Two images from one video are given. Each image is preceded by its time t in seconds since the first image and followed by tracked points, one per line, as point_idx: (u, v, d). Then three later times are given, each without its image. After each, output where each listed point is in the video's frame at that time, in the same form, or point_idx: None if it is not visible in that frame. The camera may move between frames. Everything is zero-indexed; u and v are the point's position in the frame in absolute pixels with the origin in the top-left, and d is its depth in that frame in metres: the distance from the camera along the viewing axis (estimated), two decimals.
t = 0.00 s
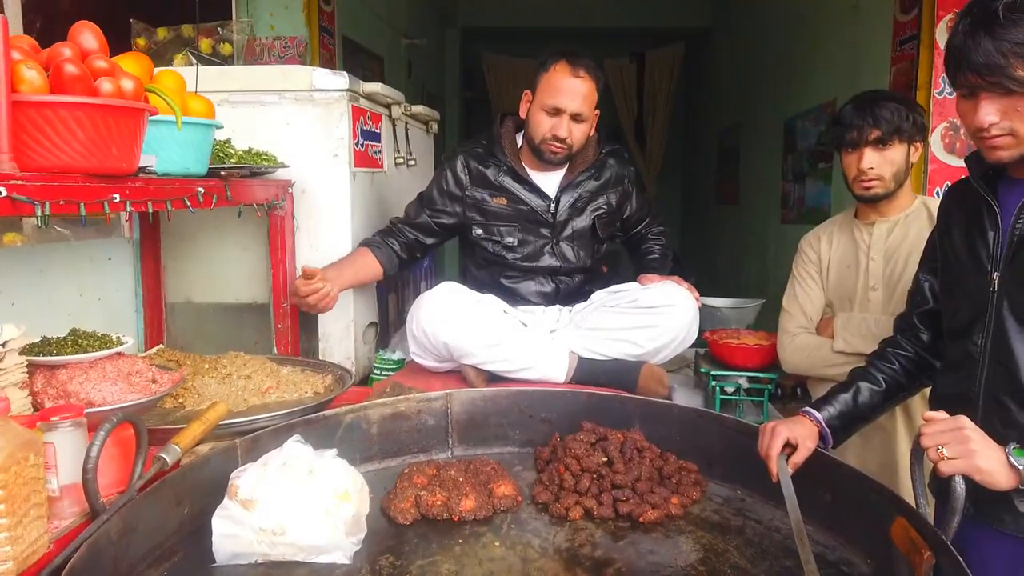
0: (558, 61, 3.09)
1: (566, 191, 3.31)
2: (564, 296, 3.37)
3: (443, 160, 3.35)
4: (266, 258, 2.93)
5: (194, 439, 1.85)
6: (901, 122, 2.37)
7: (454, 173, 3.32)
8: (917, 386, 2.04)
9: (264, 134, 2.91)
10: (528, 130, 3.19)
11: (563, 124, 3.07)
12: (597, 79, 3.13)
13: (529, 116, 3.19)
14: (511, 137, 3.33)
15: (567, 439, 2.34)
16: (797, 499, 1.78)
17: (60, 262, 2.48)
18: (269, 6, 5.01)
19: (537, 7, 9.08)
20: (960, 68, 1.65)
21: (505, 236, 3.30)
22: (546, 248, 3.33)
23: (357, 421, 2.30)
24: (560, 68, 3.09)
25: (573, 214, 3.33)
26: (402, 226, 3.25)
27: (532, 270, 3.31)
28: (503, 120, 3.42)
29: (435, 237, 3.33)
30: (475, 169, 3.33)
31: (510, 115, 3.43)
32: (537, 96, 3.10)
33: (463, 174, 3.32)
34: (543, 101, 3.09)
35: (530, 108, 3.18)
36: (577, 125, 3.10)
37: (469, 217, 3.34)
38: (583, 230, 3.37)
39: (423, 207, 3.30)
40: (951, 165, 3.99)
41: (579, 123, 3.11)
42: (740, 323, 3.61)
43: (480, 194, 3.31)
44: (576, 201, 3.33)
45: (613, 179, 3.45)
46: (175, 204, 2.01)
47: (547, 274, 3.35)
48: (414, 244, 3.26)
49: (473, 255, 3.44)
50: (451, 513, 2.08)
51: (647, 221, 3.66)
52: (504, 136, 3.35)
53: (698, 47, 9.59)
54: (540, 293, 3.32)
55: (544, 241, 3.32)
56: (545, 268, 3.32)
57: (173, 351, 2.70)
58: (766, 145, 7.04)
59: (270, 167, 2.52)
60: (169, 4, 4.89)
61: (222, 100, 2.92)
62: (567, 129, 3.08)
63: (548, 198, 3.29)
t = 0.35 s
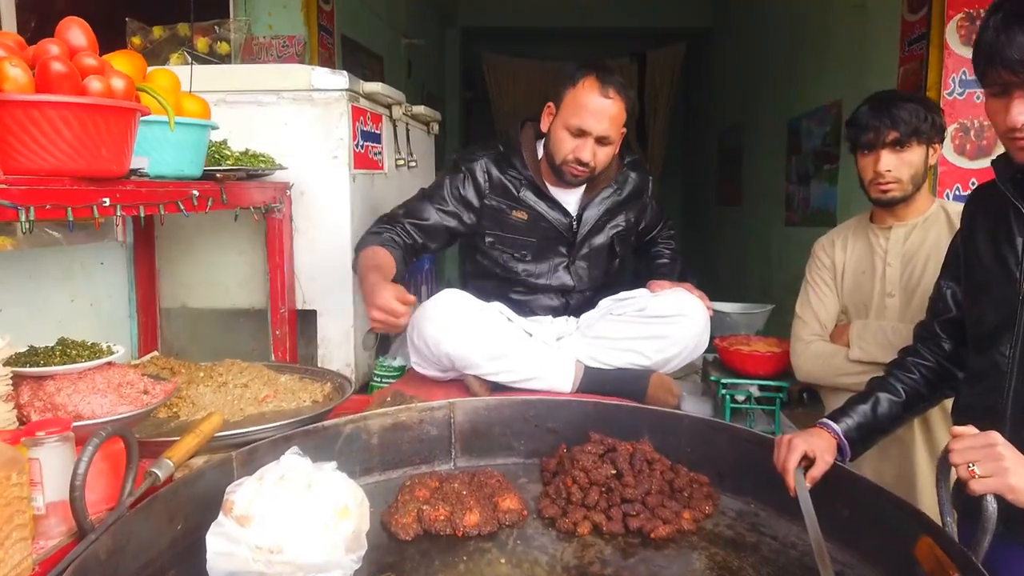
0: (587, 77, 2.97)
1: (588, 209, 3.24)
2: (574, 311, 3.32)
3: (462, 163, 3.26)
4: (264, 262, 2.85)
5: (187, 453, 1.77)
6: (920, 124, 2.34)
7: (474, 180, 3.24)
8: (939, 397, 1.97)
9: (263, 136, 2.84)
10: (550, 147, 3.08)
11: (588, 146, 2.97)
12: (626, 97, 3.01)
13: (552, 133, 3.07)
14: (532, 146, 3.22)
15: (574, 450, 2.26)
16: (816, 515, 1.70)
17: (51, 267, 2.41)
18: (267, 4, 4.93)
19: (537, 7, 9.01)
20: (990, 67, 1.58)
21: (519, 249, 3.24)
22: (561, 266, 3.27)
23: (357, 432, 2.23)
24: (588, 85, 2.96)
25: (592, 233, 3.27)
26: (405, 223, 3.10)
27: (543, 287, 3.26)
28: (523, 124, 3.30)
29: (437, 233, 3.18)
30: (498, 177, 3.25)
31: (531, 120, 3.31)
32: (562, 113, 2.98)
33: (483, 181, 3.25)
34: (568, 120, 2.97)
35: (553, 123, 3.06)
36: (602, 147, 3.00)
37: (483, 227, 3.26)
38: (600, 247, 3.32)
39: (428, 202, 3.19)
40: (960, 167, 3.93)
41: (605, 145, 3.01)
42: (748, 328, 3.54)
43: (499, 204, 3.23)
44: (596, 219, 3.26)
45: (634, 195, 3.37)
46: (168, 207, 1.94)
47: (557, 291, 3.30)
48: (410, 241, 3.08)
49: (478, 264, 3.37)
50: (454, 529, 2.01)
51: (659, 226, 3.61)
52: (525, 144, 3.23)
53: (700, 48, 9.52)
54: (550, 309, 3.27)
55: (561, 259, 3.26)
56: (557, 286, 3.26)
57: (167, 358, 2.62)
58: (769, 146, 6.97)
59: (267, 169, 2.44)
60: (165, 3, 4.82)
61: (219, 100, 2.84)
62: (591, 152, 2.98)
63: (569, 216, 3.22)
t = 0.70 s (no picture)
0: (617, 87, 2.53)
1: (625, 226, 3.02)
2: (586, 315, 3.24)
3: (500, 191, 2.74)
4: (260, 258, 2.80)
5: (179, 452, 1.72)
6: (933, 114, 2.30)
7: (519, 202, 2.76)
8: (953, 393, 1.91)
9: (259, 128, 2.78)
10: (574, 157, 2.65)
11: (616, 163, 2.55)
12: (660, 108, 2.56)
13: (575, 145, 2.66)
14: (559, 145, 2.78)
15: (578, 449, 2.21)
16: (829, 515, 1.65)
17: (41, 261, 2.35)
18: None
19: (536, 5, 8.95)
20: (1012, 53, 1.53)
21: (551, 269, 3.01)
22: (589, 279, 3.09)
23: (355, 430, 2.17)
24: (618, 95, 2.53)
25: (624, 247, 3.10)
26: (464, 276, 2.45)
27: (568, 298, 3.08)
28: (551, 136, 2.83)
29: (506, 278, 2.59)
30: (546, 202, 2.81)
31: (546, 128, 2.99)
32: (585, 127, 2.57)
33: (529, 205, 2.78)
34: (592, 133, 2.55)
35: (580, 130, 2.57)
36: (631, 165, 2.59)
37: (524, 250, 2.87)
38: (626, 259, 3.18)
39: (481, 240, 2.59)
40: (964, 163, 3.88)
41: (634, 162, 2.59)
42: (753, 325, 3.49)
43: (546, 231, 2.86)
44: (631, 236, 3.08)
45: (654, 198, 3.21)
46: (160, 198, 1.88)
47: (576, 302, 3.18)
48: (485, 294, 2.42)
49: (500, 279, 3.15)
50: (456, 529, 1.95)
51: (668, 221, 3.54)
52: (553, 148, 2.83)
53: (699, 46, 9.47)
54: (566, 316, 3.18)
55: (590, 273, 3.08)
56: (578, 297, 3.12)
57: (161, 356, 2.57)
58: (770, 144, 6.92)
59: (263, 161, 2.39)
60: None
61: (215, 92, 2.78)
62: (619, 170, 2.57)
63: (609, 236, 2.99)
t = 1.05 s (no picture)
0: (591, 50, 2.86)
1: (595, 194, 3.11)
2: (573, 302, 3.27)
3: (458, 149, 3.10)
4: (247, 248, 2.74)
5: (160, 441, 1.66)
6: (932, 98, 2.31)
7: (471, 164, 3.10)
8: (953, 380, 1.89)
9: (245, 114, 2.73)
10: (556, 127, 2.97)
11: (597, 121, 2.86)
12: (633, 71, 2.91)
13: (557, 110, 2.97)
14: (537, 130, 3.10)
15: (572, 439, 2.16)
16: (829, 504, 1.61)
17: (21, 250, 2.29)
18: None
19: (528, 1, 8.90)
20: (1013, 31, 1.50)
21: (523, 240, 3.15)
22: (566, 256, 3.19)
23: (343, 420, 2.12)
24: (593, 58, 2.87)
25: (599, 220, 3.17)
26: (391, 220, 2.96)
27: (543, 278, 3.19)
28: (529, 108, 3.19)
29: (427, 224, 3.04)
30: (502, 163, 3.10)
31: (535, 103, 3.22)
32: (565, 93, 2.91)
33: (481, 167, 3.10)
34: (573, 96, 2.87)
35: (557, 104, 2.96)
36: (612, 123, 2.90)
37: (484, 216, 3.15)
38: (607, 235, 3.22)
39: (423, 193, 3.04)
40: (958, 156, 3.86)
41: (614, 121, 2.91)
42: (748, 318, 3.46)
43: (498, 191, 3.10)
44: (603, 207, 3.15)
45: (640, 180, 3.22)
46: (141, 181, 1.83)
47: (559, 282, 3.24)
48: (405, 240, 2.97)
49: (477, 251, 3.29)
50: (446, 521, 1.91)
51: (663, 211, 3.51)
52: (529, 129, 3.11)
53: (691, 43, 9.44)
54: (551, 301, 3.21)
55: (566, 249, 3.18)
56: (559, 275, 3.20)
57: (144, 346, 2.51)
58: (763, 141, 6.90)
59: (249, 147, 2.33)
60: None
61: (200, 78, 2.73)
62: (600, 127, 2.87)
63: (576, 203, 3.11)
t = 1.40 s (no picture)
0: (554, 4, 2.88)
1: (567, 153, 3.05)
2: (560, 270, 3.14)
3: (432, 123, 3.06)
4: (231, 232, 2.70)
5: (135, 426, 1.60)
6: (934, 74, 2.26)
7: (444, 133, 3.03)
8: (954, 361, 1.85)
9: (227, 93, 2.67)
10: (525, 83, 2.95)
11: (565, 70, 2.85)
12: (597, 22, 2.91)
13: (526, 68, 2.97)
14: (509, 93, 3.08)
15: (563, 424, 2.12)
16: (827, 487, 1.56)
17: None
18: None
19: None
20: None
21: (502, 203, 3.04)
22: (546, 217, 3.07)
23: (329, 405, 2.07)
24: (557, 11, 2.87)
25: (576, 179, 3.08)
26: (388, 210, 2.99)
27: (528, 242, 3.07)
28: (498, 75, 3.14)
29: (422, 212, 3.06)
30: (474, 130, 3.03)
31: (505, 70, 3.19)
32: (533, 47, 2.91)
33: (455, 135, 3.03)
34: (540, 48, 2.87)
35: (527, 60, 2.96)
36: (580, 72, 2.88)
37: (462, 182, 3.05)
38: (587, 195, 3.13)
39: (410, 178, 3.02)
40: (955, 140, 3.80)
41: (582, 70, 2.89)
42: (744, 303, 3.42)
43: (474, 156, 3.02)
44: (578, 165, 3.08)
45: (616, 144, 3.20)
46: (116, 156, 1.76)
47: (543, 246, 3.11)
48: (404, 227, 3.03)
49: (459, 223, 3.19)
50: (434, 507, 1.86)
51: (649, 193, 3.46)
52: (501, 92, 3.09)
53: (686, 31, 9.35)
54: (535, 268, 3.08)
55: (545, 209, 3.06)
56: (542, 239, 3.08)
57: (124, 331, 2.45)
58: (758, 129, 6.84)
59: (231, 126, 2.26)
60: None
61: (180, 55, 2.65)
62: (569, 76, 2.85)
63: (549, 161, 3.03)
